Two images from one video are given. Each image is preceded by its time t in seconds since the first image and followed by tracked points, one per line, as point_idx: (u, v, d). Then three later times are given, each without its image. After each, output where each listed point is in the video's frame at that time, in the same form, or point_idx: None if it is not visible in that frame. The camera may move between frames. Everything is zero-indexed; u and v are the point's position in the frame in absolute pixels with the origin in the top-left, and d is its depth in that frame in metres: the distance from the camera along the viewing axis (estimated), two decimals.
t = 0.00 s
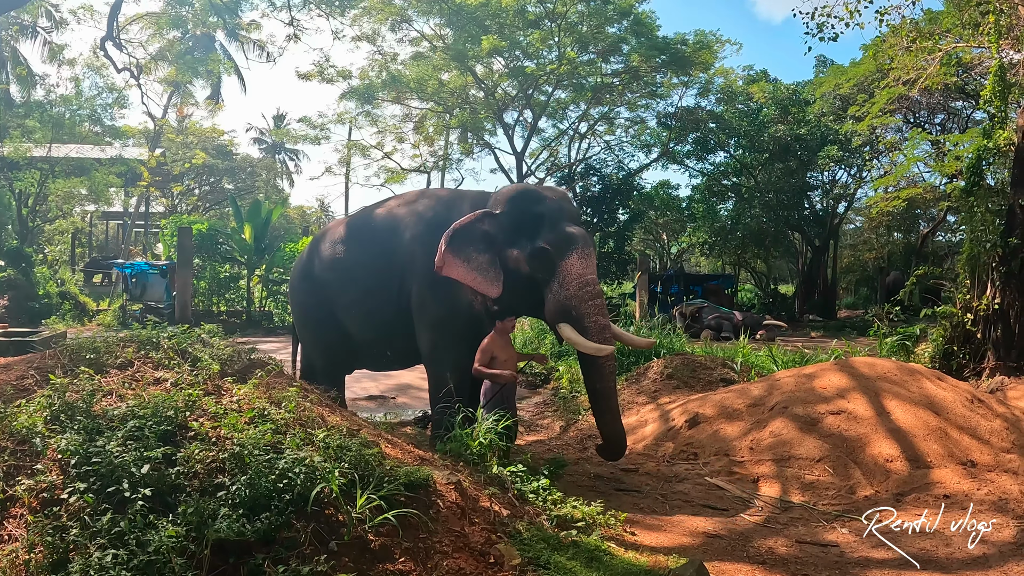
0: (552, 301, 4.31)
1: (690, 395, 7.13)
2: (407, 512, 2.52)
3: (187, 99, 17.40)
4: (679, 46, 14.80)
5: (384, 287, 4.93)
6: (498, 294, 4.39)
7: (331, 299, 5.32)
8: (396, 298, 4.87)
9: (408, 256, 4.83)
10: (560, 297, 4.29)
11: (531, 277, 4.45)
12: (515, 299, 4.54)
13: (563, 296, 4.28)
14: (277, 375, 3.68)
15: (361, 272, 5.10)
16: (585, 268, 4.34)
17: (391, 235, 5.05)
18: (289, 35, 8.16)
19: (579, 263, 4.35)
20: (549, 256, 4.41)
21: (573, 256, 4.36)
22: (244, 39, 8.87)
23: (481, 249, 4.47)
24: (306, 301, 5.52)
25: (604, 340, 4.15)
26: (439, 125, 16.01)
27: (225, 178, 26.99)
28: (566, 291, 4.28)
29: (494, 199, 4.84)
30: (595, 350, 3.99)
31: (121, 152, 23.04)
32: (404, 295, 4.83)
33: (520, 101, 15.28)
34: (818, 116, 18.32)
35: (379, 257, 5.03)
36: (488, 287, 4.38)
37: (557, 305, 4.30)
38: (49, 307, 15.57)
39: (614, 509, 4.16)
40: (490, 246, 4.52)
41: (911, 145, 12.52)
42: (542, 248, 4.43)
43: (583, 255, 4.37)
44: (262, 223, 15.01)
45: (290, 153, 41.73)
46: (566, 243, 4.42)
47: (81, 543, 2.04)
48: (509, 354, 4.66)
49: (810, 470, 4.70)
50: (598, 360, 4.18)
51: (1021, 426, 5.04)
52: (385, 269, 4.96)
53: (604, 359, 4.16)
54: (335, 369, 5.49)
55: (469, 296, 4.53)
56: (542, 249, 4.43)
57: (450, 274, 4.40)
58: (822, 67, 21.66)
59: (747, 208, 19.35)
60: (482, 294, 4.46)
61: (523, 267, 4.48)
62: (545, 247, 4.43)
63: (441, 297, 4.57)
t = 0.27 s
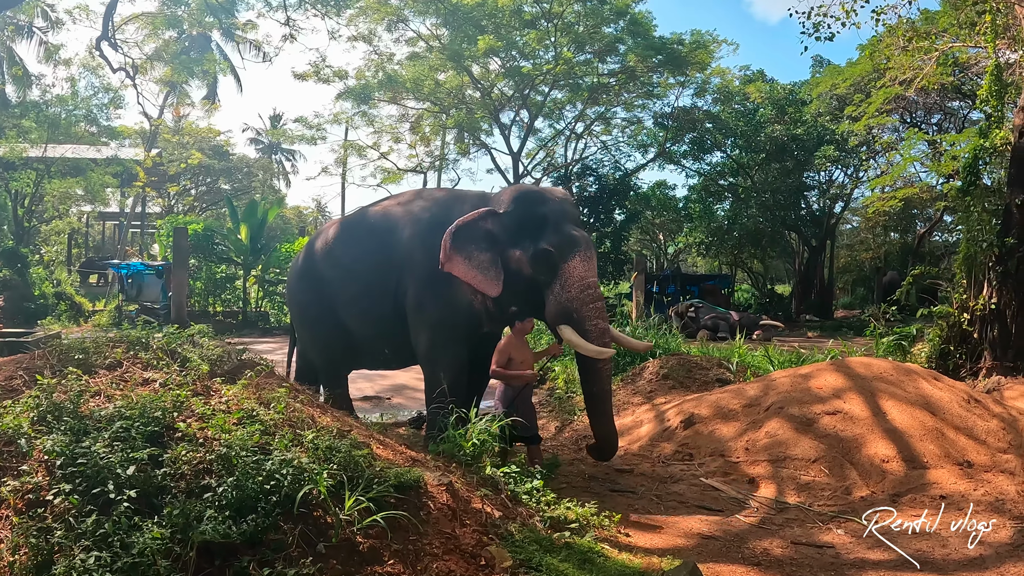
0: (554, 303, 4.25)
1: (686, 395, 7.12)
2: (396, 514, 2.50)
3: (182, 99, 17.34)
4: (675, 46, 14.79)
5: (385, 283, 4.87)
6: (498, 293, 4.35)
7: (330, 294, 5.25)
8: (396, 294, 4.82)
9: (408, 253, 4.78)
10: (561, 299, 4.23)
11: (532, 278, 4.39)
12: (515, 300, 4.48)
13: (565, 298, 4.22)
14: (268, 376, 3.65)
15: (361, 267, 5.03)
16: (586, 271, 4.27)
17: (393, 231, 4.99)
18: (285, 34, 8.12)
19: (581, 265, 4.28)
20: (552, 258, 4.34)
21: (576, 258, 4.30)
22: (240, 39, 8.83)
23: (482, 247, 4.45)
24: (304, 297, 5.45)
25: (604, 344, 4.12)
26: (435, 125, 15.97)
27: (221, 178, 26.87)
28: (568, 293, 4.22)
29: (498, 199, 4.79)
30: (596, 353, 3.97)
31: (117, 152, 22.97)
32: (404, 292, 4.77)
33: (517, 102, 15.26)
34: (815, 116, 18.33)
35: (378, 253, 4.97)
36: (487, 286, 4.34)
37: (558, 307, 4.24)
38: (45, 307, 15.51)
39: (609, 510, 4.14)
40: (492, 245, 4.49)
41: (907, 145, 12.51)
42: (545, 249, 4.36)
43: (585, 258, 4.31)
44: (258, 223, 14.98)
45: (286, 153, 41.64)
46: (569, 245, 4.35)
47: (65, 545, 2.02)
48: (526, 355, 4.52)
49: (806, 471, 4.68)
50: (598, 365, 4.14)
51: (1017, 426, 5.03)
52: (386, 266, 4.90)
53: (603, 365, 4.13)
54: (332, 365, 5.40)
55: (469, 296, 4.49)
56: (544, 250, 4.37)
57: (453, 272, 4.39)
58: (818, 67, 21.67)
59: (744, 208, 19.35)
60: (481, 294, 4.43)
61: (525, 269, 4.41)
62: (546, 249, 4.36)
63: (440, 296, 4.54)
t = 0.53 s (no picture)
0: (557, 300, 4.18)
1: (681, 396, 7.11)
2: (388, 518, 2.49)
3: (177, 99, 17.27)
4: (671, 47, 14.79)
5: (388, 287, 4.84)
6: (498, 294, 4.35)
7: (329, 296, 5.15)
8: (400, 298, 4.80)
9: (409, 255, 4.77)
10: (564, 297, 4.16)
11: (533, 276, 4.34)
12: (517, 300, 4.45)
13: (568, 295, 4.15)
14: (260, 378, 3.63)
15: (363, 270, 4.97)
16: (588, 266, 4.19)
17: (396, 234, 4.94)
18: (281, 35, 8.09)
19: (583, 262, 4.21)
20: (552, 256, 4.30)
21: (577, 254, 4.23)
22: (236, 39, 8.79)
23: (481, 247, 4.44)
24: (300, 296, 5.34)
25: (608, 339, 4.01)
26: (431, 126, 15.94)
27: (217, 179, 26.82)
28: (570, 290, 4.15)
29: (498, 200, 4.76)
30: (603, 349, 3.85)
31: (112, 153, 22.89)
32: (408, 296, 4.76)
33: (512, 102, 15.25)
34: (810, 116, 18.34)
35: (381, 257, 4.91)
36: (487, 286, 4.34)
37: (561, 305, 4.17)
38: (39, 308, 15.43)
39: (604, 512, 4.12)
40: (491, 245, 4.46)
41: (902, 145, 12.50)
42: (546, 247, 4.32)
43: (587, 254, 4.24)
44: (253, 224, 14.94)
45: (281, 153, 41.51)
46: (569, 242, 4.28)
47: (53, 550, 1.99)
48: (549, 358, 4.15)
49: (801, 472, 4.67)
50: (602, 367, 4.09)
51: (1012, 426, 5.04)
52: (389, 269, 4.86)
53: (606, 366, 4.08)
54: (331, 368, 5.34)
55: (471, 298, 4.48)
56: (544, 248, 4.32)
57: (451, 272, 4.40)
58: (813, 68, 21.69)
59: (740, 208, 19.36)
60: (480, 295, 4.42)
61: (526, 268, 4.38)
62: (546, 246, 4.32)
63: (442, 298, 4.55)
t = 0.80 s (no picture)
0: (557, 302, 4.18)
1: (677, 396, 7.10)
2: (382, 522, 2.48)
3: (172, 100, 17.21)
4: (666, 47, 14.76)
5: (392, 291, 4.80)
6: (498, 298, 4.34)
7: (327, 297, 5.06)
8: (403, 302, 4.78)
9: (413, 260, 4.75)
10: (565, 299, 4.15)
11: (535, 280, 4.35)
12: (519, 303, 4.46)
13: (569, 298, 4.14)
14: (254, 380, 3.62)
15: (365, 273, 4.91)
16: (590, 268, 4.20)
17: (398, 237, 4.91)
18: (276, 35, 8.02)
19: (584, 264, 4.21)
20: (553, 257, 4.31)
21: (577, 255, 4.24)
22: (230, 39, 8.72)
23: (481, 251, 4.45)
24: (297, 296, 5.25)
25: (611, 342, 3.96)
26: (426, 126, 15.89)
27: (211, 179, 26.69)
28: (571, 292, 4.14)
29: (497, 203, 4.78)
30: (603, 351, 3.87)
31: (107, 153, 22.79)
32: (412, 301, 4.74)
33: (507, 102, 15.22)
34: (805, 116, 18.35)
35: (384, 260, 4.87)
36: (488, 291, 4.34)
37: (563, 308, 4.17)
38: (33, 309, 15.34)
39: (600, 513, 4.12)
40: (492, 249, 4.47)
41: (898, 145, 12.49)
42: (546, 249, 4.33)
43: (588, 254, 4.25)
44: (248, 225, 14.86)
45: (275, 154, 41.39)
46: (570, 243, 4.30)
47: (46, 556, 1.97)
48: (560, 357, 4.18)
49: (797, 473, 4.66)
50: (606, 373, 4.04)
51: (1007, 427, 5.05)
52: (391, 273, 4.83)
53: (610, 372, 4.04)
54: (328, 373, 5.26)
55: (475, 302, 4.43)
56: (545, 251, 4.33)
57: (453, 276, 4.41)
58: (808, 68, 21.71)
59: (735, 208, 19.37)
60: (483, 300, 4.41)
61: (527, 271, 4.39)
62: (547, 249, 4.33)
63: (449, 307, 4.50)
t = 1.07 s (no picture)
0: (560, 305, 4.14)
1: (670, 397, 7.10)
2: (376, 525, 2.46)
3: (164, 100, 17.13)
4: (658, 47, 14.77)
5: (393, 294, 4.78)
6: (500, 299, 4.28)
7: (326, 300, 5.03)
8: (403, 305, 4.76)
9: (417, 262, 4.72)
10: (567, 302, 4.12)
11: (538, 282, 4.30)
12: (522, 306, 4.39)
13: (570, 301, 4.12)
14: (247, 382, 3.60)
15: (366, 276, 4.88)
16: (594, 272, 4.18)
17: (401, 238, 4.87)
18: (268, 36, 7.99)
19: (588, 267, 4.19)
20: (556, 258, 4.27)
21: (580, 256, 4.22)
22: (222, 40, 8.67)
23: (483, 252, 4.40)
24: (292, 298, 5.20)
25: (612, 346, 3.96)
26: (418, 126, 15.85)
27: (203, 179, 26.56)
28: (573, 295, 4.12)
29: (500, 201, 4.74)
30: (606, 358, 3.72)
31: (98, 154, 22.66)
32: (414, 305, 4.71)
33: (499, 102, 15.20)
34: (797, 116, 18.41)
35: (386, 262, 4.84)
36: (489, 292, 4.28)
37: (564, 310, 4.13)
38: (23, 310, 15.24)
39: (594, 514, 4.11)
40: (495, 250, 4.42)
41: (889, 145, 12.52)
42: (548, 249, 4.29)
43: (591, 256, 4.23)
44: (239, 225, 14.82)
45: (267, 154, 41.23)
46: (573, 244, 4.27)
47: (37, 560, 1.95)
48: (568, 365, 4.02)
49: (791, 473, 4.67)
50: (605, 380, 4.02)
51: (999, 426, 5.07)
52: (393, 275, 4.80)
53: (610, 379, 4.01)
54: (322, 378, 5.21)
55: (485, 307, 4.37)
56: (548, 252, 4.30)
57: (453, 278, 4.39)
58: (800, 69, 21.77)
59: (727, 208, 19.40)
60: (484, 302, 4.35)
61: (530, 273, 4.33)
62: (550, 250, 4.29)
63: (460, 313, 4.43)
